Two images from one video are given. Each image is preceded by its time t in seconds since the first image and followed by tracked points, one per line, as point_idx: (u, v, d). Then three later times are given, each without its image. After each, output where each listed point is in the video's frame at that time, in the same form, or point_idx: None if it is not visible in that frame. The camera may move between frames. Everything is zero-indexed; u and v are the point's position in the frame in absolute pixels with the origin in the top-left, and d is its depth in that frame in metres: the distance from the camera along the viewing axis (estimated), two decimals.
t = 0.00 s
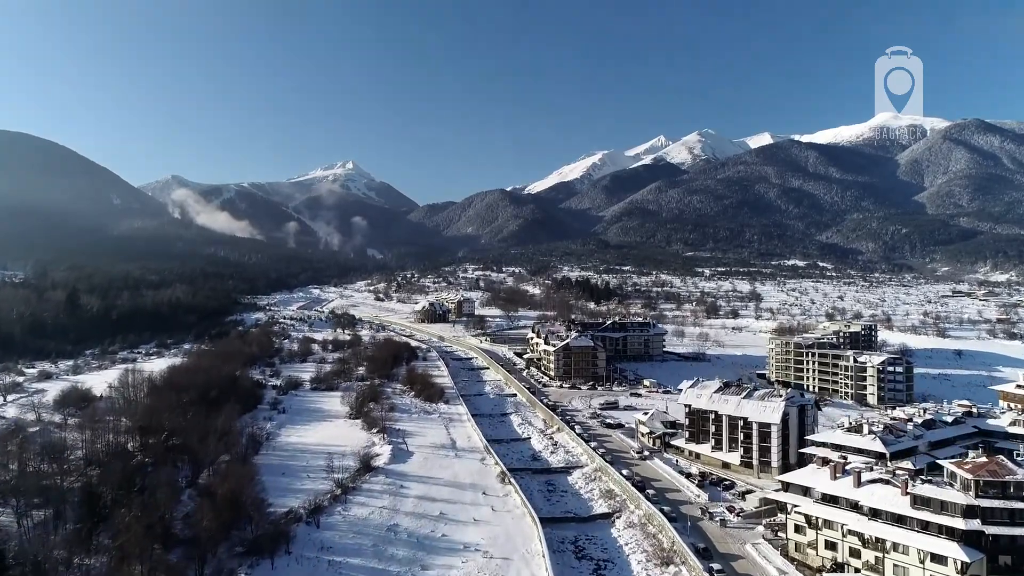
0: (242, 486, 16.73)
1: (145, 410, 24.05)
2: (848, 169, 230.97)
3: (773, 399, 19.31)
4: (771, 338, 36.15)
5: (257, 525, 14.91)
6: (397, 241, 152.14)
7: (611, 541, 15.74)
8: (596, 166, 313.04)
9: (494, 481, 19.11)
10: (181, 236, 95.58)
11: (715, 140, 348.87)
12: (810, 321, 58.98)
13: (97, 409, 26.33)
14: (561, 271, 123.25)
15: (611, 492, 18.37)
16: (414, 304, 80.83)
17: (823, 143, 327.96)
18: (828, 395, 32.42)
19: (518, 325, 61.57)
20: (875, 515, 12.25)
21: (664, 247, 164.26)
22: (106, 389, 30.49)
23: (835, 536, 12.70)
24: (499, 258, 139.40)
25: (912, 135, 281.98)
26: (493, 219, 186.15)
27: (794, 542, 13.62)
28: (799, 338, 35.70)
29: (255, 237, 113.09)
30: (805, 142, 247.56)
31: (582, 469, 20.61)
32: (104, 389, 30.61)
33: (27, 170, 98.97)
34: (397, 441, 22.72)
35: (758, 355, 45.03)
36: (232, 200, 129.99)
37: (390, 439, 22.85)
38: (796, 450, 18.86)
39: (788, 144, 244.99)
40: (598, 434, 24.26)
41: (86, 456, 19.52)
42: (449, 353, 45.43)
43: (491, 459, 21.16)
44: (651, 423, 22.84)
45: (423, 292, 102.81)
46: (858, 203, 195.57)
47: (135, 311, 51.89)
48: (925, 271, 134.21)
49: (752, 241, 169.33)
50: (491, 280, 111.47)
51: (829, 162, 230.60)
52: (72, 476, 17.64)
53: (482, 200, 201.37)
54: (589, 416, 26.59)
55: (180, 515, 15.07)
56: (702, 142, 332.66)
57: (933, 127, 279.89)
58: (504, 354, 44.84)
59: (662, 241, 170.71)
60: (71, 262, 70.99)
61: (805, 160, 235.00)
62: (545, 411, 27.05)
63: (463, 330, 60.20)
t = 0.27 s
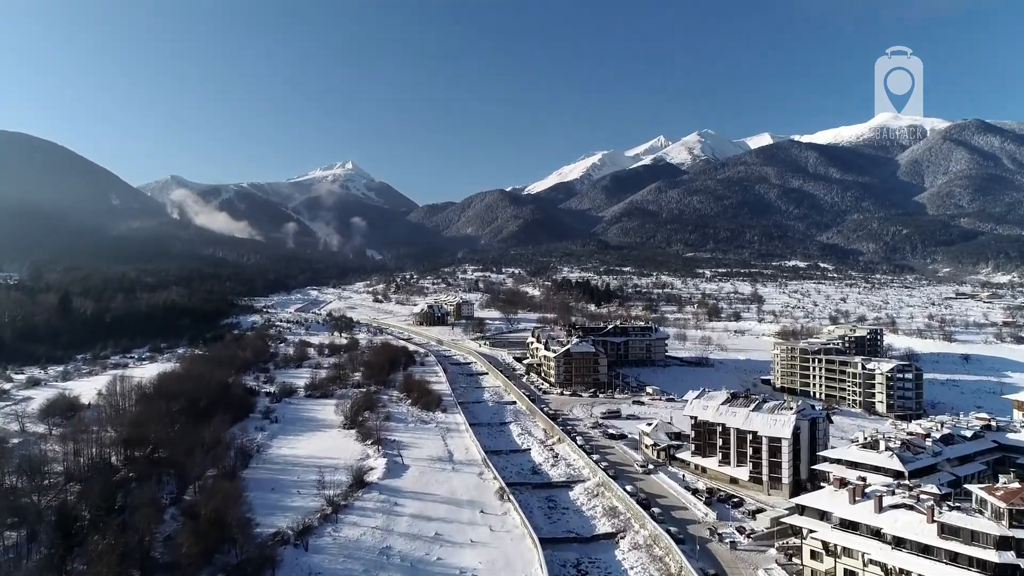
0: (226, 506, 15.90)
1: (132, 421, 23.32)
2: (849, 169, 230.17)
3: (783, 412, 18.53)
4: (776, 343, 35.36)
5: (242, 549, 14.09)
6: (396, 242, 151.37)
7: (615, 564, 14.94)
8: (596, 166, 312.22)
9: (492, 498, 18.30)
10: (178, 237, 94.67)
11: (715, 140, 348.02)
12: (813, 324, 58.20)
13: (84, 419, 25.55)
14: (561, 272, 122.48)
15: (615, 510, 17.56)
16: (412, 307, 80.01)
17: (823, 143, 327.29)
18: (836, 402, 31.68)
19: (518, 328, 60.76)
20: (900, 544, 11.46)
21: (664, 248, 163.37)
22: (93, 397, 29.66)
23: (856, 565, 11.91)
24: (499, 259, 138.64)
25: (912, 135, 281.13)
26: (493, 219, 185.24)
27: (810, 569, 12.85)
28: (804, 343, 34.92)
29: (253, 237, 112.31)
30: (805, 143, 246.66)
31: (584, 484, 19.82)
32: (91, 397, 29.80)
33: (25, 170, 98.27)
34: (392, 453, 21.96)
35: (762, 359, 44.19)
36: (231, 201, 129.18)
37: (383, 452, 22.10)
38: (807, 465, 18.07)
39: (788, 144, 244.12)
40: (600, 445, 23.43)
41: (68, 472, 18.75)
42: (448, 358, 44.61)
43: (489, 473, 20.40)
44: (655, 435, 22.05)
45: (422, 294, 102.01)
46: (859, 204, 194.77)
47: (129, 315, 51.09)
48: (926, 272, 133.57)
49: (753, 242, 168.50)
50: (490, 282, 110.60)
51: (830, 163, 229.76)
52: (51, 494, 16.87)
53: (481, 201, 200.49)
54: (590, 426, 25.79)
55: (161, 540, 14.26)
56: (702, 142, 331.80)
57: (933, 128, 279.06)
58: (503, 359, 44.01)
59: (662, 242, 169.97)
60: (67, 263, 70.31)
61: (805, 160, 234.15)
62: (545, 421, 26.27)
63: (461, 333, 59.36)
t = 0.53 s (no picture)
0: (210, 530, 15.08)
1: (118, 433, 22.55)
2: (849, 169, 229.46)
3: (795, 426, 17.71)
4: (782, 348, 34.53)
5: None
6: (396, 242, 150.46)
7: None
8: (596, 166, 311.39)
9: (490, 516, 17.49)
10: (176, 238, 93.84)
11: (715, 141, 347.20)
12: (817, 328, 57.30)
13: (69, 431, 24.73)
14: (561, 273, 121.54)
15: (620, 530, 16.74)
16: (410, 309, 79.24)
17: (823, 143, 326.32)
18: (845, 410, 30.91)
19: (518, 331, 59.86)
20: None
21: (664, 249, 162.60)
22: (80, 406, 28.85)
23: None
24: (498, 259, 137.76)
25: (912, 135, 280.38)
26: (492, 219, 184.43)
27: None
28: (811, 348, 34.10)
29: (251, 237, 111.37)
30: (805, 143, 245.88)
31: (587, 500, 19.01)
32: (78, 406, 28.99)
33: (23, 169, 97.56)
34: (385, 467, 21.17)
35: (767, 364, 43.34)
36: (230, 201, 128.35)
37: (377, 465, 21.30)
38: (820, 481, 17.31)
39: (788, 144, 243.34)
40: (603, 458, 22.61)
41: (47, 489, 17.98)
42: (446, 363, 43.77)
43: (487, 488, 19.59)
44: (660, 447, 21.24)
45: (421, 295, 101.10)
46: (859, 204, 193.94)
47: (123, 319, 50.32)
48: (928, 272, 132.63)
49: (753, 243, 167.74)
50: (489, 283, 109.79)
51: (830, 163, 228.99)
52: (27, 515, 16.09)
53: (481, 201, 199.67)
54: (591, 437, 24.96)
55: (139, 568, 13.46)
56: (702, 142, 330.96)
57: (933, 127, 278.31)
58: (502, 364, 43.13)
59: (663, 243, 169.03)
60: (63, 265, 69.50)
61: (805, 160, 233.33)
62: (546, 431, 25.48)
63: (460, 336, 58.54)
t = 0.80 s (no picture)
0: (192, 556, 14.27)
1: (102, 447, 21.75)
2: (849, 169, 228.77)
3: (808, 443, 16.89)
4: (787, 355, 33.76)
5: None
6: (396, 242, 149.51)
7: None
8: (596, 166, 310.50)
9: (489, 538, 16.66)
10: (175, 240, 93.05)
11: (715, 141, 346.39)
12: (821, 331, 56.45)
13: (53, 444, 23.93)
14: (561, 274, 120.63)
15: (625, 554, 15.91)
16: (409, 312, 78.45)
17: (824, 143, 325.55)
18: (853, 420, 30.14)
19: (518, 335, 58.99)
20: None
21: (665, 249, 161.81)
22: (66, 416, 28.02)
23: None
24: (498, 260, 136.87)
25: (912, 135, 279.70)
26: (492, 220, 183.61)
27: None
28: (817, 355, 33.35)
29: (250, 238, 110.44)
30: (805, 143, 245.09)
31: (590, 520, 18.17)
32: (64, 415, 28.18)
33: (20, 168, 96.68)
34: (379, 483, 20.30)
35: (772, 369, 42.50)
36: (229, 202, 127.49)
37: (370, 481, 20.44)
38: (835, 502, 16.50)
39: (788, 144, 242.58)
40: (607, 472, 21.73)
41: (24, 508, 17.16)
42: (444, 369, 42.91)
43: (485, 507, 18.74)
44: (665, 462, 20.44)
45: (420, 297, 100.20)
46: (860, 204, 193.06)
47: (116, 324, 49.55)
48: (930, 273, 131.85)
49: (754, 243, 166.93)
50: (489, 284, 108.95)
51: (830, 163, 228.23)
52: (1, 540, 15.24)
53: (480, 201, 198.81)
54: (593, 449, 24.12)
55: None
56: (702, 142, 330.13)
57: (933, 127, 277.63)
58: (502, 370, 42.22)
59: (663, 243, 168.14)
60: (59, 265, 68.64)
61: (806, 160, 232.49)
62: (546, 443, 24.66)
63: (459, 340, 57.71)
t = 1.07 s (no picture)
0: None
1: (85, 463, 20.90)
2: (849, 169, 228.08)
3: (822, 463, 16.07)
4: (793, 362, 32.96)
5: None
6: (395, 243, 148.67)
7: None
8: (596, 167, 309.69)
9: (487, 564, 15.78)
10: (174, 241, 92.29)
11: (715, 141, 345.80)
12: (825, 335, 55.62)
13: (35, 459, 23.04)
14: (561, 276, 119.81)
15: None
16: (408, 315, 77.64)
17: (823, 144, 325.03)
18: (862, 429, 29.35)
19: (518, 339, 58.14)
20: None
21: (665, 250, 161.03)
22: (51, 427, 27.13)
23: None
24: (498, 261, 136.06)
25: (912, 135, 279.15)
26: (492, 220, 182.79)
27: None
28: (824, 362, 32.53)
29: (248, 239, 109.54)
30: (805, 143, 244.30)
31: (593, 541, 17.35)
32: (49, 426, 27.30)
33: (17, 168, 95.75)
34: (373, 501, 19.41)
35: (776, 375, 41.65)
36: (228, 203, 126.61)
37: (363, 499, 19.56)
38: (851, 525, 15.70)
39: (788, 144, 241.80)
40: (610, 489, 20.83)
41: None
42: (442, 375, 42.00)
43: (482, 527, 17.92)
44: (671, 479, 19.57)
45: (419, 299, 99.35)
46: (860, 204, 192.54)
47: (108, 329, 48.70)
48: (931, 274, 131.19)
49: (754, 244, 166.28)
50: (488, 286, 108.12)
51: (830, 164, 227.55)
52: None
53: (479, 202, 198.13)
54: (596, 463, 23.24)
55: None
56: (701, 143, 329.45)
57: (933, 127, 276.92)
58: (501, 376, 41.31)
59: (663, 244, 167.36)
60: (54, 267, 67.78)
61: (806, 160, 231.81)
62: (547, 457, 23.78)
63: (458, 344, 56.86)
